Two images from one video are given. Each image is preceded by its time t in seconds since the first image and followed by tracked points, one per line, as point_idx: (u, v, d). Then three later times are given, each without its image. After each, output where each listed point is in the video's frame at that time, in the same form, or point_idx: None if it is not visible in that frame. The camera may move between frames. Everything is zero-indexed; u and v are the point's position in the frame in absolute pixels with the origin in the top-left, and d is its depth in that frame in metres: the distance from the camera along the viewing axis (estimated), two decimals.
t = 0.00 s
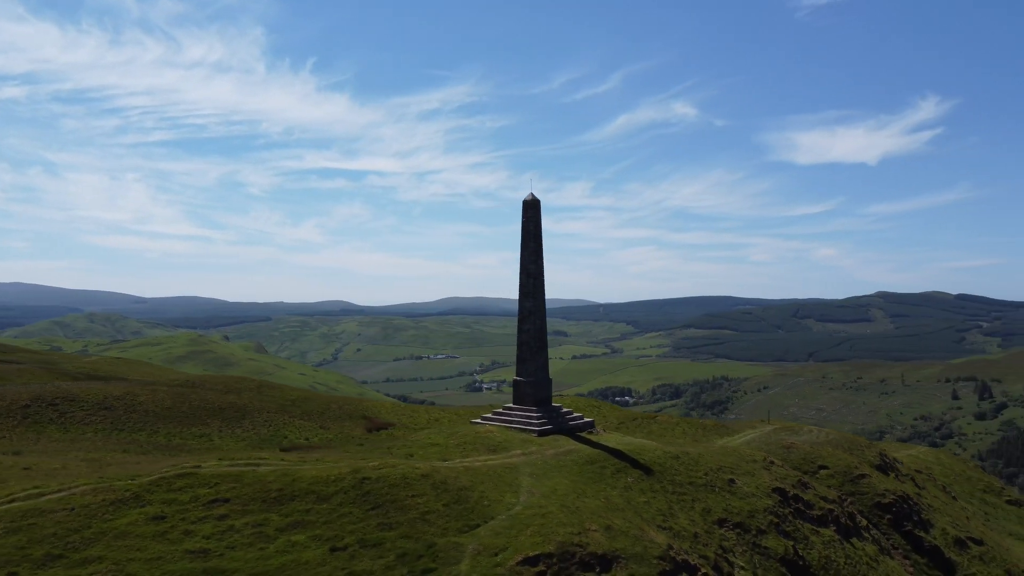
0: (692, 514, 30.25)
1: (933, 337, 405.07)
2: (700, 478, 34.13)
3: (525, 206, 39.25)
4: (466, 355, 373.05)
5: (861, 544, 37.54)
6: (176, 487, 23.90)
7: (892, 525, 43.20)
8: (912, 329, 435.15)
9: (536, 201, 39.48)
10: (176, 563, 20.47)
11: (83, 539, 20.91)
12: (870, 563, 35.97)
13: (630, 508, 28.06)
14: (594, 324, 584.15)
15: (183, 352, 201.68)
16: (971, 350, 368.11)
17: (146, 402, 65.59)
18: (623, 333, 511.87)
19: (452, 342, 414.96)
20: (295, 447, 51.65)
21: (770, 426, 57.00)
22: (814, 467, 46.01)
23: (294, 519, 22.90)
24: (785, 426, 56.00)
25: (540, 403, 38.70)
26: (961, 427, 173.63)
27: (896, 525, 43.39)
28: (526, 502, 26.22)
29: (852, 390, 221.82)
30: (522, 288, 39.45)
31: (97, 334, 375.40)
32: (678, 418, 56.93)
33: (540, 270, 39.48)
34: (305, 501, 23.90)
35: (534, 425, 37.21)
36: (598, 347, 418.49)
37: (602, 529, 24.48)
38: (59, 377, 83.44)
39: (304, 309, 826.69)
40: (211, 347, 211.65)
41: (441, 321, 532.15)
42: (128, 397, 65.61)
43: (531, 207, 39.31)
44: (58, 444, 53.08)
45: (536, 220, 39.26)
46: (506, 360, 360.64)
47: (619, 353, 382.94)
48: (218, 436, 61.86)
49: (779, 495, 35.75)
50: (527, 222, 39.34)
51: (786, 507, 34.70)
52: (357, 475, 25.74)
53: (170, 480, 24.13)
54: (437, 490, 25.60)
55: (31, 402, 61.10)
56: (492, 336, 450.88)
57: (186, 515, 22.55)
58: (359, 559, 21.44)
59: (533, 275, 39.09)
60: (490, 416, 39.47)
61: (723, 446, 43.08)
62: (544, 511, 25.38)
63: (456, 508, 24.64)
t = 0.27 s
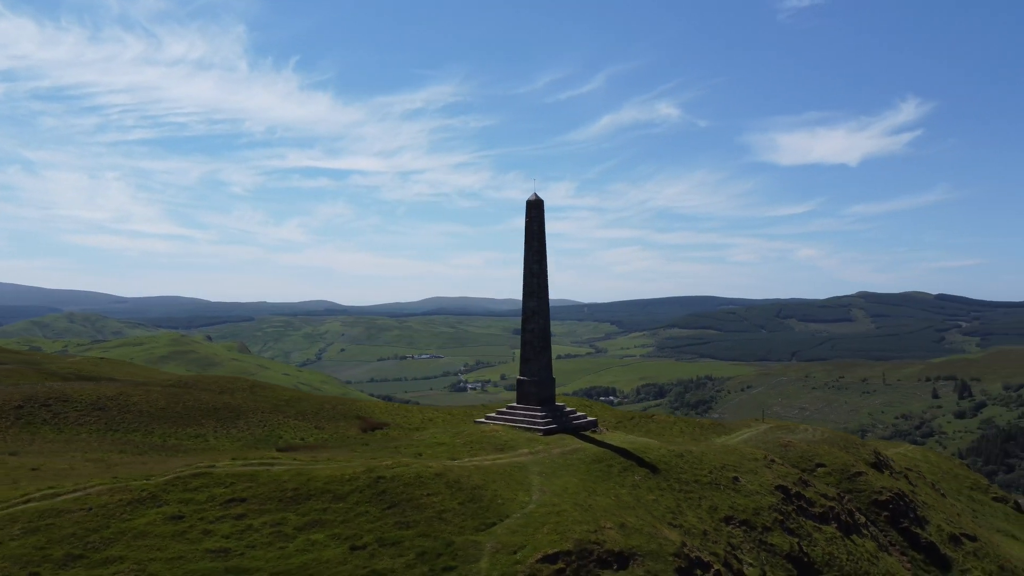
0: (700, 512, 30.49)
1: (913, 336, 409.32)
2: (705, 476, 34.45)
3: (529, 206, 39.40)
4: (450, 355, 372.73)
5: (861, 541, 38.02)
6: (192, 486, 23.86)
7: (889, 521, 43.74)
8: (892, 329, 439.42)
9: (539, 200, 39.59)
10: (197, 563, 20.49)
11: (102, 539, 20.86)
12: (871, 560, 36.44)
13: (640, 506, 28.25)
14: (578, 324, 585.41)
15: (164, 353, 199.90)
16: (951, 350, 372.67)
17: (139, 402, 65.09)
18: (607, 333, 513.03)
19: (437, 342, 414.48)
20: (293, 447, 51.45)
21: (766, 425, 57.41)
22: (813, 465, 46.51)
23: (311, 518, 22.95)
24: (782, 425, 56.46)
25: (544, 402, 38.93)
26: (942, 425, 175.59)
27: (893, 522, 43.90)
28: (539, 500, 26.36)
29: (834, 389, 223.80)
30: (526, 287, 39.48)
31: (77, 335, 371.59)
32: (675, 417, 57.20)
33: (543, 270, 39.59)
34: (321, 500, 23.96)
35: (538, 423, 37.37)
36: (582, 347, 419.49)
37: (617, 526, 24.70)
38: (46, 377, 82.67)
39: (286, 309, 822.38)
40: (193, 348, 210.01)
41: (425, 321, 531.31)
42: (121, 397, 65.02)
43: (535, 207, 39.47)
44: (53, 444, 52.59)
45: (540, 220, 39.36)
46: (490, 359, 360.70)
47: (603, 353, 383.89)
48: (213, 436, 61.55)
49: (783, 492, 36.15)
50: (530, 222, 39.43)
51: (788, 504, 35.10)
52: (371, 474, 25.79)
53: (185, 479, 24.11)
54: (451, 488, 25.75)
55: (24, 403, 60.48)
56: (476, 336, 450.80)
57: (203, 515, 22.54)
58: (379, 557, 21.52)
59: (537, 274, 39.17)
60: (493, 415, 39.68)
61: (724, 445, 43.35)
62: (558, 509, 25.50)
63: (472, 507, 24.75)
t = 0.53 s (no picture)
0: (708, 510, 30.76)
1: (894, 336, 413.29)
2: (710, 474, 34.73)
3: (533, 206, 39.46)
4: (434, 355, 372.17)
5: (862, 538, 38.50)
6: (207, 486, 23.84)
7: (887, 519, 44.27)
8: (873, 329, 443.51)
9: (543, 201, 39.75)
10: (218, 562, 20.50)
11: (122, 539, 20.82)
12: (872, 557, 36.90)
13: (650, 504, 28.43)
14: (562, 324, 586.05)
15: (147, 353, 198.09)
16: (931, 350, 376.38)
17: (133, 403, 64.66)
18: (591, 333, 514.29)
19: (421, 342, 413.73)
20: (292, 447, 51.29)
21: (763, 424, 57.78)
22: (810, 464, 46.97)
23: (328, 517, 22.97)
24: (778, 424, 56.94)
25: (547, 402, 39.10)
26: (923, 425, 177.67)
27: (890, 520, 44.46)
28: (553, 499, 26.49)
29: (817, 388, 225.69)
30: (530, 287, 39.66)
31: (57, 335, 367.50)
32: (673, 416, 57.51)
33: (547, 270, 39.76)
34: (338, 499, 24.00)
35: (543, 423, 37.55)
36: (567, 347, 420.12)
37: (631, 525, 24.93)
38: (33, 377, 81.78)
39: (270, 309, 817.88)
40: (176, 348, 208.29)
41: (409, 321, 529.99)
42: (115, 398, 64.54)
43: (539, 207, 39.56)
44: (48, 445, 52.17)
45: (543, 220, 39.54)
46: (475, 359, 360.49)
47: (587, 353, 384.76)
48: (209, 436, 61.32)
49: (785, 491, 36.53)
50: (534, 222, 39.60)
51: (790, 503, 35.48)
52: (385, 473, 25.87)
53: (201, 480, 24.10)
54: (466, 488, 25.86)
55: (16, 404, 59.90)
56: (461, 336, 450.23)
57: (222, 514, 22.51)
58: (400, 556, 21.61)
59: (541, 274, 39.36)
60: (498, 414, 39.82)
61: (725, 444, 43.66)
62: (572, 508, 25.68)
63: (487, 507, 24.84)
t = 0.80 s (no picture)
0: (711, 508, 31.12)
1: (870, 336, 418.19)
2: (709, 473, 35.11)
3: (532, 207, 39.63)
4: (414, 355, 371.37)
5: (857, 535, 39.09)
6: (218, 487, 23.78)
7: (878, 516, 44.93)
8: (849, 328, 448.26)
9: (543, 202, 39.96)
10: (235, 563, 20.47)
11: (137, 540, 20.74)
12: (867, 553, 37.49)
13: (656, 503, 28.69)
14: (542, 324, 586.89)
15: (124, 354, 195.87)
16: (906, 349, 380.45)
17: (121, 404, 64.06)
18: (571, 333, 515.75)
19: (400, 342, 412.61)
20: (285, 447, 51.10)
21: (754, 423, 58.39)
22: (803, 462, 47.59)
23: (342, 518, 23.00)
24: (769, 423, 57.56)
25: (547, 402, 39.36)
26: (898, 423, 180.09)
27: (881, 517, 45.15)
28: (561, 499, 26.67)
29: (795, 388, 227.99)
30: (530, 288, 39.88)
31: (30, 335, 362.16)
32: (665, 415, 57.98)
33: (546, 270, 39.98)
34: (349, 500, 24.03)
35: (544, 423, 37.78)
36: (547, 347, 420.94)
37: (641, 523, 25.18)
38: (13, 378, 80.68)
39: (248, 309, 811.73)
40: (154, 349, 206.15)
41: (388, 321, 528.29)
42: (103, 398, 63.91)
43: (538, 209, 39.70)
44: (36, 447, 51.55)
45: (543, 221, 39.75)
46: (455, 359, 360.11)
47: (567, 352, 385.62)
48: (200, 437, 60.91)
49: (783, 489, 36.99)
50: (534, 223, 39.80)
51: (788, 500, 35.94)
52: (395, 473, 25.92)
53: (212, 480, 24.03)
54: (476, 487, 25.99)
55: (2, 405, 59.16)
56: (440, 336, 449.54)
57: (235, 515, 22.47)
58: (415, 555, 21.70)
59: (541, 275, 39.59)
60: (497, 414, 40.03)
61: (720, 443, 44.10)
62: (580, 507, 25.88)
63: (498, 506, 24.98)
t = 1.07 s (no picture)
0: (699, 505, 31.61)
1: (832, 335, 425.50)
2: (696, 471, 35.60)
3: (519, 207, 39.77)
4: (381, 355, 369.45)
5: (836, 531, 39.95)
6: (216, 488, 23.60)
7: (854, 512, 45.89)
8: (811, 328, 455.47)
9: (529, 202, 40.08)
10: (238, 564, 20.35)
11: (137, 543, 20.51)
12: (847, 548, 38.32)
13: (648, 500, 29.08)
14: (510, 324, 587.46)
15: (83, 355, 191.81)
16: (866, 348, 387.65)
17: (93, 405, 62.87)
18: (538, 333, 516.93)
19: (367, 342, 410.14)
20: (266, 448, 50.68)
21: (732, 421, 59.19)
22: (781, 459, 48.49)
23: (342, 518, 22.99)
24: (746, 421, 58.43)
25: (534, 401, 39.66)
26: (859, 421, 183.64)
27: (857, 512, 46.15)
28: (556, 497, 26.91)
29: (759, 386, 231.29)
30: (517, 288, 40.01)
31: None
32: (644, 414, 58.58)
33: (533, 270, 40.16)
34: (348, 501, 23.98)
35: (531, 421, 38.03)
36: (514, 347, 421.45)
37: (637, 520, 25.54)
38: None
39: (211, 309, 800.37)
40: (115, 350, 202.23)
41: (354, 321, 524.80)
42: (75, 400, 62.61)
43: (526, 209, 39.95)
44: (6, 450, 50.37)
45: (529, 221, 39.89)
46: (422, 359, 358.89)
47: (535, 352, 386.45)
48: (176, 439, 60.04)
49: (766, 486, 37.65)
50: (520, 223, 39.92)
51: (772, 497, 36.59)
52: (392, 473, 25.93)
53: (209, 481, 23.83)
54: (473, 486, 26.14)
55: None
56: (407, 336, 447.67)
57: (235, 516, 22.34)
58: (417, 554, 21.74)
59: (527, 275, 39.76)
60: (484, 414, 40.22)
61: (702, 441, 44.74)
62: (576, 505, 26.14)
63: (496, 505, 25.13)
